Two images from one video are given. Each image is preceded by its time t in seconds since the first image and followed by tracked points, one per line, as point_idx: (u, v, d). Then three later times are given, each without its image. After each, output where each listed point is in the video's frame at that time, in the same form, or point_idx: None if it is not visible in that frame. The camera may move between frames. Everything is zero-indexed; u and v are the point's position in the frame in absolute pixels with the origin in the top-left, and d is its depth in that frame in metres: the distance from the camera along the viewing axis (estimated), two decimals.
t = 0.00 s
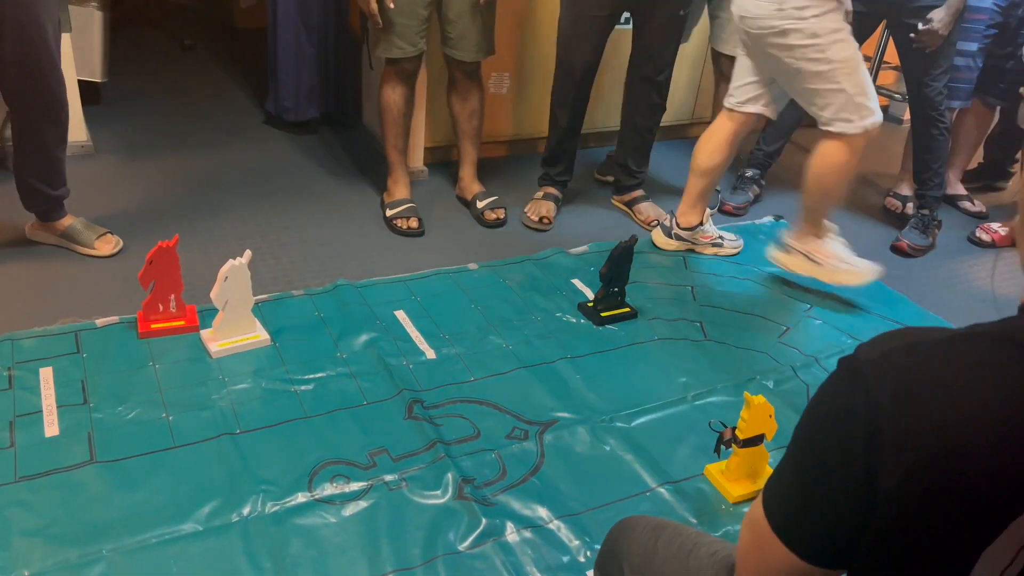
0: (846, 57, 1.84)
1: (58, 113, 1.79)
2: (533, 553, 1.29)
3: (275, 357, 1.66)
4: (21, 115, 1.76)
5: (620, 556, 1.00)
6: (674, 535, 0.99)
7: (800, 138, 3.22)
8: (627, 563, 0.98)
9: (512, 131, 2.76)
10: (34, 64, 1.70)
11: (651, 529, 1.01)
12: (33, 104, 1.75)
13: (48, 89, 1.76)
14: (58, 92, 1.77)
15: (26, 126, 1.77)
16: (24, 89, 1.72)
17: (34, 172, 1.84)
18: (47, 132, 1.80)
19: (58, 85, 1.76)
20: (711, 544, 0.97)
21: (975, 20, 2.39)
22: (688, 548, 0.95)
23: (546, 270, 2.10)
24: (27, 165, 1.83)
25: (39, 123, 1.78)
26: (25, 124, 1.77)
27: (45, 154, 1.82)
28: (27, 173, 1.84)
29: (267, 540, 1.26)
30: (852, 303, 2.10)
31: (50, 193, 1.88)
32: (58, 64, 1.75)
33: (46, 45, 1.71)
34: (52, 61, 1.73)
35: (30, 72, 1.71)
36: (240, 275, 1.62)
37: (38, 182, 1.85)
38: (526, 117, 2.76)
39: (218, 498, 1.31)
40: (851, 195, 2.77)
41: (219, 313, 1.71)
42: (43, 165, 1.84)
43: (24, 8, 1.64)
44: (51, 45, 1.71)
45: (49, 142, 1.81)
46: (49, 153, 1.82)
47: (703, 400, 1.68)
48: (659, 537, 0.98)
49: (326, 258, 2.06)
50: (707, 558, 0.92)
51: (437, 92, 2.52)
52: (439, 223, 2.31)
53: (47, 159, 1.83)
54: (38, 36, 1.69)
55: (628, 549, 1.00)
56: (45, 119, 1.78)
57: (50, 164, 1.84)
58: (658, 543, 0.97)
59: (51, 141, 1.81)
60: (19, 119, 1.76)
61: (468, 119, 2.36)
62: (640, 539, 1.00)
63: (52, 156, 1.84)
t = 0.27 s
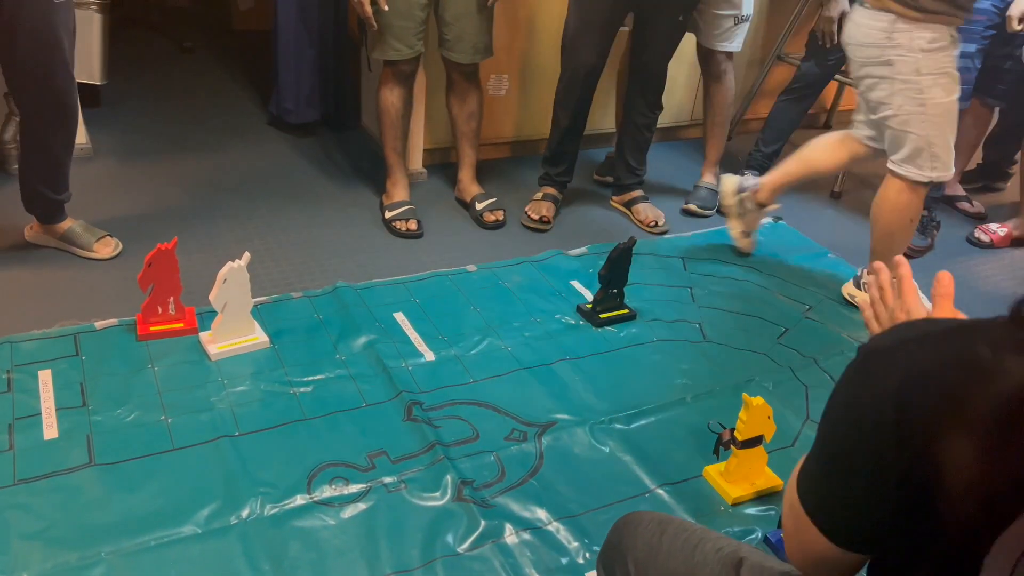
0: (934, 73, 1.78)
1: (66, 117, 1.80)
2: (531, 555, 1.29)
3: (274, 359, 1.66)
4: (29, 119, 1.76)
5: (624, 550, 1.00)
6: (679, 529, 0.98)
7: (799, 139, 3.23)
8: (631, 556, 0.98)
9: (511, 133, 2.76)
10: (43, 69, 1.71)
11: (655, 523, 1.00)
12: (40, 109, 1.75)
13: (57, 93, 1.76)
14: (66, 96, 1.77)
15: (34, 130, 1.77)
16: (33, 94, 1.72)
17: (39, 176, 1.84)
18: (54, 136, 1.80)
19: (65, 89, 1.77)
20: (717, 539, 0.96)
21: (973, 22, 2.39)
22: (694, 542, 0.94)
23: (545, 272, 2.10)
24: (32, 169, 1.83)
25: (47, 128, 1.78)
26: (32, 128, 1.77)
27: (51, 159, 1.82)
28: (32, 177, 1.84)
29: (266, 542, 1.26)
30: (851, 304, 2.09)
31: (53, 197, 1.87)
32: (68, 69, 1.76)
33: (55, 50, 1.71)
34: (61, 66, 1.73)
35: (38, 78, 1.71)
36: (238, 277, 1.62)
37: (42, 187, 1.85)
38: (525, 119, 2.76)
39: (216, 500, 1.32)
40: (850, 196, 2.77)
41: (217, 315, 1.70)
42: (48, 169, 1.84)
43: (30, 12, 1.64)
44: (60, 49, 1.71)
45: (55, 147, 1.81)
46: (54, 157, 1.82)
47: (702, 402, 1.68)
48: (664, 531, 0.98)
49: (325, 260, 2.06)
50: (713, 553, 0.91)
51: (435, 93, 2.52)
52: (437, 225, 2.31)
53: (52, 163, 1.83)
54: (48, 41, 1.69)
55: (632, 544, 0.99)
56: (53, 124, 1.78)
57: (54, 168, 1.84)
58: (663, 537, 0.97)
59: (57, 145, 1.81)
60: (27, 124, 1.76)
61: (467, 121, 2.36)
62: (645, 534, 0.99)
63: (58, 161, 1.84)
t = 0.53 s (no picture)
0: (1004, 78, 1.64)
1: (77, 121, 1.80)
2: (532, 557, 1.29)
3: (274, 361, 1.66)
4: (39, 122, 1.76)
5: (631, 544, 1.01)
6: (688, 523, 0.98)
7: (799, 141, 3.23)
8: (642, 547, 0.98)
9: (511, 135, 2.76)
10: (55, 72, 1.71)
11: (665, 518, 1.00)
12: (51, 112, 1.75)
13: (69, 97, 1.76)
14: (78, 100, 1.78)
15: (44, 133, 1.77)
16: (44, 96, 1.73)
17: (45, 178, 1.84)
18: (65, 139, 1.80)
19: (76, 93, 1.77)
20: (726, 532, 0.95)
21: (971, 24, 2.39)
22: (702, 536, 0.94)
23: (544, 273, 2.10)
24: (39, 171, 1.83)
25: (57, 131, 1.78)
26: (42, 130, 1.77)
27: (58, 161, 1.82)
28: (38, 179, 1.84)
29: (266, 544, 1.26)
30: (851, 306, 2.10)
31: (56, 200, 1.87)
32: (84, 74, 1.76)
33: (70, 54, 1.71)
34: (74, 70, 1.74)
35: (51, 81, 1.71)
36: (239, 279, 1.62)
37: (48, 189, 1.85)
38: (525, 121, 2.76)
39: (216, 502, 1.32)
40: (850, 197, 2.77)
41: (217, 317, 1.71)
42: (54, 171, 1.84)
43: (45, 17, 1.64)
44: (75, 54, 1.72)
45: (65, 149, 1.82)
46: (61, 159, 1.82)
47: (702, 403, 1.68)
48: (673, 525, 0.98)
49: (326, 262, 2.07)
50: (721, 544, 0.91)
51: (435, 95, 2.53)
52: (438, 227, 2.32)
53: (59, 166, 1.84)
54: (63, 45, 1.69)
55: (641, 538, 0.99)
56: (64, 127, 1.79)
57: (61, 171, 1.84)
58: (671, 532, 0.97)
59: (66, 147, 1.81)
60: (36, 126, 1.77)
61: (466, 123, 2.37)
62: (654, 526, 0.99)
63: (66, 163, 1.84)
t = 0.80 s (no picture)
0: None
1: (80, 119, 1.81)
2: (533, 558, 1.29)
3: (276, 362, 1.66)
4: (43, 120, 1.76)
5: (638, 535, 1.01)
6: (695, 513, 0.98)
7: (800, 143, 3.23)
8: (649, 539, 0.98)
9: (511, 136, 2.77)
10: (58, 71, 1.71)
11: (673, 510, 1.00)
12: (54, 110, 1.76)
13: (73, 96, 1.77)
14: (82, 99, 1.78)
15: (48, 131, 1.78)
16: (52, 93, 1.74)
17: (47, 178, 1.84)
18: (68, 137, 1.80)
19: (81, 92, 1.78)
20: (731, 524, 0.95)
21: (971, 25, 2.39)
22: (708, 528, 0.94)
23: (545, 274, 2.10)
24: (42, 170, 1.83)
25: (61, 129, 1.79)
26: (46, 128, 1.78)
27: (61, 159, 1.83)
28: (42, 179, 1.84)
29: (268, 545, 1.26)
30: (851, 307, 2.10)
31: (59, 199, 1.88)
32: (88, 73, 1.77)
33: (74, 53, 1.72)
34: (79, 69, 1.74)
35: (51, 77, 1.72)
36: (240, 280, 1.62)
37: (50, 188, 1.86)
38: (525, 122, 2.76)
39: (217, 503, 1.31)
40: (850, 199, 2.77)
41: (218, 318, 1.71)
42: (57, 171, 1.84)
43: (51, 15, 1.65)
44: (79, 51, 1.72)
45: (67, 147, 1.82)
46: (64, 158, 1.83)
47: (702, 404, 1.68)
48: (679, 516, 0.98)
49: (327, 263, 2.07)
50: (727, 537, 0.92)
51: (436, 96, 2.53)
52: (438, 228, 2.32)
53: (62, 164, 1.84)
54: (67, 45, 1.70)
55: (648, 528, 0.99)
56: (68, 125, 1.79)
57: (64, 169, 1.85)
58: (678, 523, 0.97)
59: (69, 146, 1.82)
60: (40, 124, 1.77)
61: (467, 124, 2.37)
62: (661, 519, 0.99)
63: (68, 161, 1.84)
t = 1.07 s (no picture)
0: None
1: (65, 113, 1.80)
2: (534, 558, 1.29)
3: (277, 363, 1.66)
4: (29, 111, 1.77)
5: (644, 526, 1.01)
6: (701, 507, 0.99)
7: (801, 143, 3.23)
8: (652, 532, 0.99)
9: (512, 136, 2.77)
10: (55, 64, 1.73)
11: (678, 505, 1.01)
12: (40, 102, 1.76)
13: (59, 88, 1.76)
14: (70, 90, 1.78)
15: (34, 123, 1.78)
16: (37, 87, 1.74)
17: (39, 171, 1.84)
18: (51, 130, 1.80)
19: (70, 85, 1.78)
20: (736, 520, 0.97)
21: (973, 26, 2.40)
22: (712, 522, 0.95)
23: (545, 275, 2.10)
24: (33, 163, 1.83)
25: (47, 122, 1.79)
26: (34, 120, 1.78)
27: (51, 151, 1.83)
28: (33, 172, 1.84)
29: (268, 545, 1.26)
30: (852, 308, 2.10)
31: (55, 193, 1.88)
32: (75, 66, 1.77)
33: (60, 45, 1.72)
34: (62, 63, 1.74)
35: (43, 72, 1.72)
36: (242, 280, 1.62)
37: (42, 181, 1.86)
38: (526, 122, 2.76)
39: (218, 503, 1.32)
40: (852, 200, 2.77)
41: (220, 318, 1.71)
42: (48, 164, 1.85)
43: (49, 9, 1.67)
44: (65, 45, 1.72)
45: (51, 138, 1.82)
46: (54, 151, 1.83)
47: (703, 405, 1.68)
48: (686, 508, 0.99)
49: (328, 263, 2.07)
50: (730, 531, 0.93)
51: (437, 97, 2.53)
52: (439, 228, 2.32)
53: (53, 157, 1.84)
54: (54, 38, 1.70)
55: (655, 517, 1.00)
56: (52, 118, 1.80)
57: (55, 163, 1.85)
58: (684, 514, 0.98)
59: (57, 139, 1.82)
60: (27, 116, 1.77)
61: (469, 124, 2.37)
62: (667, 512, 1.00)
63: (58, 155, 1.85)
